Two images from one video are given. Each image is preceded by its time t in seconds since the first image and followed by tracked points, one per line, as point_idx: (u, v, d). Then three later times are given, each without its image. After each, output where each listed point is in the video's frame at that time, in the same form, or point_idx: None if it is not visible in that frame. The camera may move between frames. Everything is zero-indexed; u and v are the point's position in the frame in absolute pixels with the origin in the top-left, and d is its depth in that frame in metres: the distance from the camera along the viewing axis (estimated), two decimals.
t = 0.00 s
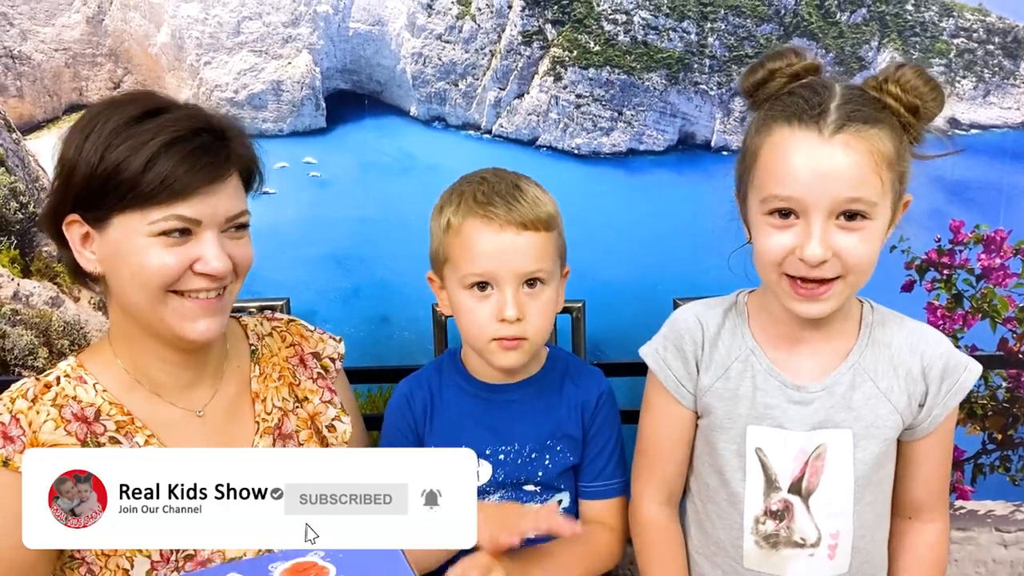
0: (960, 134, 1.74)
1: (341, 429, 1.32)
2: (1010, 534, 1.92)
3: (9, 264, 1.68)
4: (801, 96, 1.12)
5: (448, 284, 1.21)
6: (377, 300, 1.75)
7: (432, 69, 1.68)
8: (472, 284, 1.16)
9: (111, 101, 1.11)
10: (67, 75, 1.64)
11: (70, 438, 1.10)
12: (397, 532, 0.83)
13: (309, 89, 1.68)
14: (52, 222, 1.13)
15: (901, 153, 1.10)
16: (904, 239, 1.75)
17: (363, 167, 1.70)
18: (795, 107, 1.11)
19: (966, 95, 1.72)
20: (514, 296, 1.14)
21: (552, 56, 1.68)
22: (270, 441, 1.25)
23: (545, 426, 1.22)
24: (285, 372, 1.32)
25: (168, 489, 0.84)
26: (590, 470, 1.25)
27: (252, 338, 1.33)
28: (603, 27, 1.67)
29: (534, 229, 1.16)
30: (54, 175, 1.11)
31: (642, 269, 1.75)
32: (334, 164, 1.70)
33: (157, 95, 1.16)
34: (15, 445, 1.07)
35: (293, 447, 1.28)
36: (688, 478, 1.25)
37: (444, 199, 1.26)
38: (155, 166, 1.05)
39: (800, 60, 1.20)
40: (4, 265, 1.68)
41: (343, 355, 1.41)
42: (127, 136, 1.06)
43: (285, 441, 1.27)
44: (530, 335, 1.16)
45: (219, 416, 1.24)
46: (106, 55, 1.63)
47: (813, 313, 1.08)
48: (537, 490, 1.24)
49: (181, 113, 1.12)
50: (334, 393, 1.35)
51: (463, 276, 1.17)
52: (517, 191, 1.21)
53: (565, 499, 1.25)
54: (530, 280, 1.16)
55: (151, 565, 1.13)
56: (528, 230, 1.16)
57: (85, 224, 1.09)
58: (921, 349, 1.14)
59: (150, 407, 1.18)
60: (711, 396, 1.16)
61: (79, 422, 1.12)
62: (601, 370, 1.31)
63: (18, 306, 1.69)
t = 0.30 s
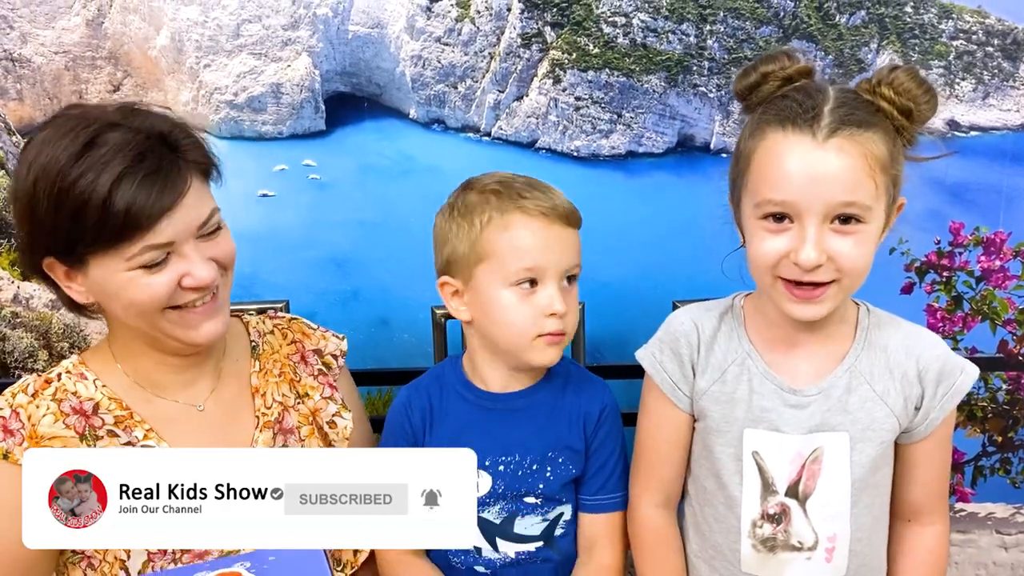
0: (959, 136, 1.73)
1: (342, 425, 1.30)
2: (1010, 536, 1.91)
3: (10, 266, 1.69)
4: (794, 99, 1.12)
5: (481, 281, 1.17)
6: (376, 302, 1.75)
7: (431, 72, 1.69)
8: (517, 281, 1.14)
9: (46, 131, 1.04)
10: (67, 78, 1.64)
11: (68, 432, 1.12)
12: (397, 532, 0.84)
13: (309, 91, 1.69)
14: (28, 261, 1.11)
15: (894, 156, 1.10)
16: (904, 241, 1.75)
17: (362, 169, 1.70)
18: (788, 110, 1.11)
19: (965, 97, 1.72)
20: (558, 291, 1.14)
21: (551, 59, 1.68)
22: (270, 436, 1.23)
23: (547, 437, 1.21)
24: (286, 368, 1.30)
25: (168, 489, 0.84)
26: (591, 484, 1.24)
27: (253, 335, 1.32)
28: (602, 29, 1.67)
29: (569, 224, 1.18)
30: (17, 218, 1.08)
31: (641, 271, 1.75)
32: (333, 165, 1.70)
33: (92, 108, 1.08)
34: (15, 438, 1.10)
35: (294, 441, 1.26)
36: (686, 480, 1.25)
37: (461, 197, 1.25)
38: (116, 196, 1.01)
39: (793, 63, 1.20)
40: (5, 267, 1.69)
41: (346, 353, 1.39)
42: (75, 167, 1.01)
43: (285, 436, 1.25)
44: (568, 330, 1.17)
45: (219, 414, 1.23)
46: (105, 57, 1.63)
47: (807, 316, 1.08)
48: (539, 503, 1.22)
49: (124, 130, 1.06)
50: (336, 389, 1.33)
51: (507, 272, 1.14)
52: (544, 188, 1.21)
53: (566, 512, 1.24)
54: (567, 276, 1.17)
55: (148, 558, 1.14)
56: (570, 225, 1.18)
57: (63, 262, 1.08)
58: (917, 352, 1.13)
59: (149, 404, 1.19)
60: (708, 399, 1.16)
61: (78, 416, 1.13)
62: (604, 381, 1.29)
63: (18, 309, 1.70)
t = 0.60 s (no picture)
0: (958, 139, 1.73)
1: (336, 433, 1.29)
2: (1010, 539, 1.91)
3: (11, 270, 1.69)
4: (800, 92, 1.13)
5: (496, 289, 1.17)
6: (376, 304, 1.76)
7: (430, 75, 1.69)
8: (535, 288, 1.15)
9: (19, 151, 1.04)
10: (67, 82, 1.65)
11: (61, 441, 1.13)
12: (398, 536, 0.83)
13: (309, 95, 1.69)
14: (13, 282, 1.11)
15: (893, 159, 1.11)
16: (903, 244, 1.75)
17: (363, 173, 1.71)
18: (793, 101, 1.12)
19: (963, 100, 1.72)
20: (574, 297, 1.16)
21: (550, 62, 1.69)
22: (262, 445, 1.24)
23: (543, 436, 1.21)
24: (282, 374, 1.30)
25: (168, 493, 0.84)
26: (590, 483, 1.24)
27: (251, 340, 1.32)
28: (600, 33, 1.67)
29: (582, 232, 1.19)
30: None
31: (638, 273, 1.75)
32: (335, 169, 1.71)
33: (62, 124, 1.08)
34: (8, 447, 1.11)
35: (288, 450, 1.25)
36: (683, 481, 1.25)
37: (472, 199, 1.26)
38: (95, 213, 1.01)
39: (802, 70, 1.21)
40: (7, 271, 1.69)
41: (347, 355, 1.38)
42: (51, 186, 1.00)
43: (280, 445, 1.26)
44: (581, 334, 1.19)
45: (213, 422, 1.24)
46: (106, 61, 1.64)
47: (794, 307, 1.08)
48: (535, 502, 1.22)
49: (97, 146, 1.05)
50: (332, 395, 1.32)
51: (526, 281, 1.15)
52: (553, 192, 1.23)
53: (562, 513, 1.24)
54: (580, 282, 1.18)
55: (137, 566, 1.17)
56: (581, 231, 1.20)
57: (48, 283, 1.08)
58: (909, 352, 1.13)
59: (142, 414, 1.20)
60: (703, 400, 1.17)
61: (71, 425, 1.14)
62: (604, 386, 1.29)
63: (19, 311, 1.71)
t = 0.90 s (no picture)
0: (958, 141, 1.73)
1: (330, 436, 1.29)
2: (1010, 540, 1.90)
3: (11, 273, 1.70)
4: (825, 111, 1.12)
5: (447, 283, 1.16)
6: (376, 305, 1.76)
7: (430, 77, 1.70)
8: (472, 280, 1.12)
9: (48, 165, 1.03)
10: (69, 84, 1.65)
11: (54, 446, 1.12)
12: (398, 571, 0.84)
13: (309, 97, 1.70)
14: (15, 285, 1.10)
15: (903, 185, 1.11)
16: (902, 245, 1.75)
17: (363, 174, 1.71)
18: (818, 121, 1.10)
19: (962, 101, 1.73)
20: (508, 295, 1.09)
21: (550, 64, 1.69)
22: (257, 450, 1.23)
23: (540, 455, 1.18)
24: (275, 378, 1.30)
25: (168, 527, 0.85)
26: (591, 498, 1.22)
27: (243, 344, 1.32)
28: (600, 35, 1.68)
29: (542, 232, 1.13)
30: (9, 245, 1.07)
31: (637, 273, 1.75)
32: (336, 170, 1.71)
33: (90, 138, 1.07)
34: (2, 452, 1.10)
35: (283, 454, 1.25)
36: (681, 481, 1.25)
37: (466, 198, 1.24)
38: (123, 237, 1.01)
39: (829, 69, 1.19)
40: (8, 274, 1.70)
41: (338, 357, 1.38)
42: (79, 204, 1.00)
43: (274, 448, 1.25)
44: (520, 340, 1.10)
45: (208, 426, 1.23)
46: (107, 64, 1.65)
47: (783, 320, 1.10)
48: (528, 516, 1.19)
49: (125, 165, 1.04)
50: (325, 398, 1.33)
51: (462, 268, 1.13)
52: (535, 196, 1.19)
53: (556, 524, 1.21)
54: (529, 284, 1.11)
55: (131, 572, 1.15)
56: (536, 231, 1.12)
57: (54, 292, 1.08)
58: (899, 345, 1.14)
59: (136, 420, 1.19)
60: (697, 398, 1.18)
61: (64, 429, 1.13)
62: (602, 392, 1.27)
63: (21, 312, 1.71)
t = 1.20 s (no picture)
0: (957, 141, 1.73)
1: (323, 445, 1.31)
2: (1010, 540, 1.90)
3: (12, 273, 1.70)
4: (816, 103, 1.13)
5: (425, 280, 1.16)
6: (377, 307, 1.77)
7: (430, 78, 1.70)
8: (451, 279, 1.12)
9: (61, 153, 1.03)
10: (71, 85, 1.66)
11: (47, 445, 1.11)
12: None
13: (310, 99, 1.70)
14: (23, 275, 1.09)
15: (897, 176, 1.11)
16: (902, 246, 1.76)
17: (363, 174, 1.72)
18: (809, 114, 1.11)
19: (962, 102, 1.73)
20: (488, 295, 1.09)
21: (550, 66, 1.69)
22: (249, 456, 1.23)
23: (524, 450, 1.18)
24: (270, 384, 1.31)
25: None
26: (589, 494, 1.21)
27: (240, 350, 1.33)
28: (600, 36, 1.68)
29: (524, 233, 1.13)
30: (17, 234, 1.06)
31: (636, 274, 1.76)
32: (337, 171, 1.72)
33: (104, 129, 1.08)
34: None
35: (275, 460, 1.26)
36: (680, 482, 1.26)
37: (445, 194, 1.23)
38: (134, 226, 1.01)
39: (817, 68, 1.21)
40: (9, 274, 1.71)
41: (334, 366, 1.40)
42: (93, 192, 1.00)
43: (265, 454, 1.26)
44: (501, 340, 1.11)
45: (200, 430, 1.23)
46: (109, 65, 1.65)
47: (785, 310, 1.09)
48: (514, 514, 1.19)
49: (139, 156, 1.06)
50: (319, 406, 1.34)
51: (440, 267, 1.13)
52: (513, 195, 1.18)
53: (542, 524, 1.20)
54: (510, 284, 1.11)
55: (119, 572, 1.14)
56: (516, 232, 1.12)
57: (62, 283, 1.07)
58: (902, 355, 1.14)
59: (130, 420, 1.19)
60: (698, 400, 1.18)
61: (58, 429, 1.13)
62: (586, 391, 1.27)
63: (22, 313, 1.71)
